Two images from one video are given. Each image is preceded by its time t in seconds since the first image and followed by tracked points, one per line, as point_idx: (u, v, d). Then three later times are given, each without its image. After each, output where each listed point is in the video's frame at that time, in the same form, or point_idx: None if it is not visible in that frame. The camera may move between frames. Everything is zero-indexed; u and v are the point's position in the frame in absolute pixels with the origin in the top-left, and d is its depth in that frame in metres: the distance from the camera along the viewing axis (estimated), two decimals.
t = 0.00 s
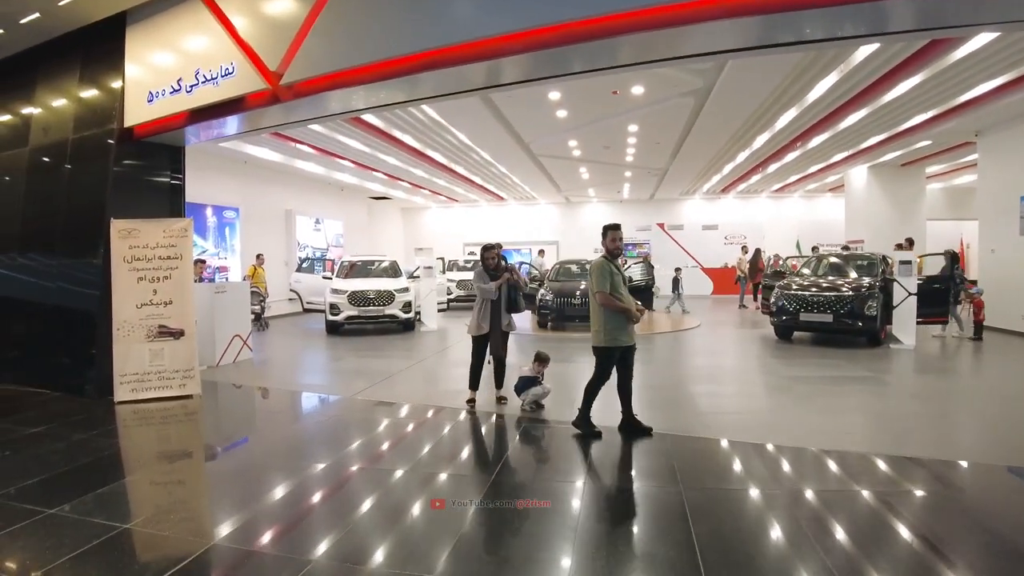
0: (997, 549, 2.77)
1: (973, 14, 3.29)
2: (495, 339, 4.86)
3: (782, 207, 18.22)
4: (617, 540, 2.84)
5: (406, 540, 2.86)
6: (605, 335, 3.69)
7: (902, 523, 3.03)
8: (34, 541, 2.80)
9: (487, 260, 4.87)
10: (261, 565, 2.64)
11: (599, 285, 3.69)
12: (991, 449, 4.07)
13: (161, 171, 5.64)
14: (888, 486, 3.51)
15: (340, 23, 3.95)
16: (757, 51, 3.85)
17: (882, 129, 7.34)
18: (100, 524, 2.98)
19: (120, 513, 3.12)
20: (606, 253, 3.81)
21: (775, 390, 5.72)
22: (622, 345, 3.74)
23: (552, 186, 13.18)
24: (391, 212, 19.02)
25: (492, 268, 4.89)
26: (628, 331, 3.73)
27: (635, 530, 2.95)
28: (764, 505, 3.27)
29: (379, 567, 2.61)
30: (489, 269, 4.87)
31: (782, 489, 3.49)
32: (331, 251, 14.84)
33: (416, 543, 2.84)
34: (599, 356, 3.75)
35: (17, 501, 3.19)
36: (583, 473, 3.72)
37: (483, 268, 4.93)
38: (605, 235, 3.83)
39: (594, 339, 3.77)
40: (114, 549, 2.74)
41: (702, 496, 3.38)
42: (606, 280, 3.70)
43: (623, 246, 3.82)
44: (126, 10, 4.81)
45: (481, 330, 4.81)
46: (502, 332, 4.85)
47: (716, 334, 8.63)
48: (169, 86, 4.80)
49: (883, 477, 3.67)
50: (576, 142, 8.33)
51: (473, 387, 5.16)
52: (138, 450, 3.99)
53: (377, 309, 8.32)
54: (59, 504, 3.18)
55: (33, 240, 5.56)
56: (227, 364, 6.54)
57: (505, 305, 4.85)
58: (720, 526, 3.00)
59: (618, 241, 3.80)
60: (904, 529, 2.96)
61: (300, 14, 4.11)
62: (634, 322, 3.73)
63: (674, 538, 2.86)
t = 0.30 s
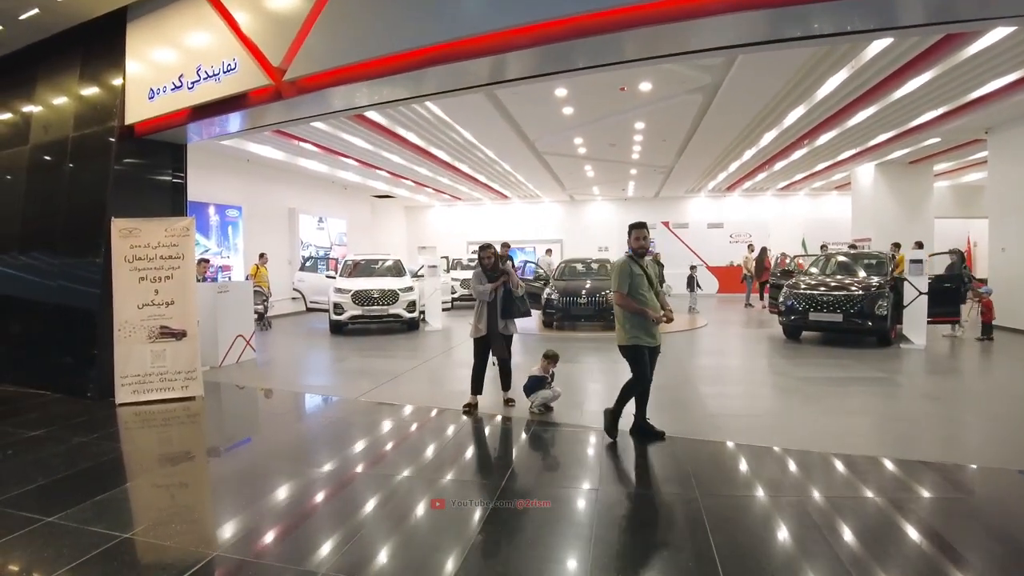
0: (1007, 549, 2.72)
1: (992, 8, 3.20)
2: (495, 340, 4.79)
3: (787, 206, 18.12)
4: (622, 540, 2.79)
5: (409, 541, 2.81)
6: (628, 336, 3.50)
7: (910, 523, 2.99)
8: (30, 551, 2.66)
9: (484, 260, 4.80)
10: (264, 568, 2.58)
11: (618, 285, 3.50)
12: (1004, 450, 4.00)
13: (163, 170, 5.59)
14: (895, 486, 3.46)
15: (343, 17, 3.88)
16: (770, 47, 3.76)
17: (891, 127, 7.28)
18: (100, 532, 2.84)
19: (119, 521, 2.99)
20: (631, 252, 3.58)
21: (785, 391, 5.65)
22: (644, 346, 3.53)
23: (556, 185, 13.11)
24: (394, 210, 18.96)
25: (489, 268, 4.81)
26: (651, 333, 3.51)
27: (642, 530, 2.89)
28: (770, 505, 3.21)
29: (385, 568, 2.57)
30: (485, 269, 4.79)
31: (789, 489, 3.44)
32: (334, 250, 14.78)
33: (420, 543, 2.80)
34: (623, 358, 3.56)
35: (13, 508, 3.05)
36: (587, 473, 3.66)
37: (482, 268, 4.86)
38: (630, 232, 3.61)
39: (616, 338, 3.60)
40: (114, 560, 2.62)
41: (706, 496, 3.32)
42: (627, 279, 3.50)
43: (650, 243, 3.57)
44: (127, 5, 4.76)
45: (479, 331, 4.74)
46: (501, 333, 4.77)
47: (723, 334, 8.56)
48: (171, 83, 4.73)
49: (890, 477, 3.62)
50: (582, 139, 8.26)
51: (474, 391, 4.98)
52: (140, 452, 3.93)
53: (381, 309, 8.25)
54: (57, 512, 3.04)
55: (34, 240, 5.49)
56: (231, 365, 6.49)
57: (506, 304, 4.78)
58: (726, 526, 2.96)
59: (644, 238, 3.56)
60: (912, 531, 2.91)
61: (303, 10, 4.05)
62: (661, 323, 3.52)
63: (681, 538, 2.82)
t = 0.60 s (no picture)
0: (1017, 552, 2.67)
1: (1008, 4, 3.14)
2: (484, 342, 4.60)
3: (791, 206, 18.09)
4: (625, 544, 2.74)
5: (411, 543, 2.77)
6: (640, 338, 3.40)
7: (917, 526, 2.94)
8: (27, 561, 2.56)
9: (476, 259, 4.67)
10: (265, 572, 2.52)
11: (632, 287, 3.38)
12: (1015, 451, 3.95)
13: (165, 170, 5.54)
14: (903, 489, 3.41)
15: (347, 13, 3.82)
16: (783, 43, 3.70)
17: (899, 126, 7.23)
18: (100, 540, 2.75)
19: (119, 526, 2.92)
20: (650, 251, 3.45)
21: (792, 391, 5.60)
22: (659, 350, 3.40)
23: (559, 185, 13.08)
24: (396, 210, 18.94)
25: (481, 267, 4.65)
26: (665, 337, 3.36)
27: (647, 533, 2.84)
28: (775, 507, 3.17)
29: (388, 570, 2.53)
30: (478, 269, 4.67)
31: (795, 491, 3.39)
32: (337, 250, 14.74)
33: (423, 544, 2.76)
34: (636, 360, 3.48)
35: (12, 514, 2.98)
36: (590, 475, 3.61)
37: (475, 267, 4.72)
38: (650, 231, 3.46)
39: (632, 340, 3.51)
40: (114, 567, 2.53)
41: (711, 498, 3.27)
42: (640, 281, 3.36)
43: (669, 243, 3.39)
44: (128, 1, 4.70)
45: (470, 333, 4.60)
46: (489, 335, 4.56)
47: (729, 335, 8.51)
48: (173, 80, 4.68)
49: (897, 479, 3.58)
50: (587, 138, 8.23)
51: (478, 394, 4.92)
52: (141, 454, 3.88)
53: (384, 309, 8.20)
54: (56, 518, 2.95)
55: (36, 239, 5.44)
56: (233, 365, 6.44)
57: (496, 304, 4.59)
58: (733, 528, 2.92)
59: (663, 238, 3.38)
60: (919, 533, 2.86)
61: (307, 7, 3.97)
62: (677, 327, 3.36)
63: (686, 540, 2.77)
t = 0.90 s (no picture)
0: None
1: None
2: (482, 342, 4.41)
3: (795, 206, 18.07)
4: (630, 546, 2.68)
5: (414, 544, 2.72)
6: (662, 341, 3.32)
7: (925, 527, 2.89)
8: (27, 567, 2.48)
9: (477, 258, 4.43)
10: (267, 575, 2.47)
11: (651, 287, 3.31)
12: None
13: (168, 168, 5.47)
14: (909, 490, 3.36)
15: (351, 8, 3.76)
16: (800, 37, 3.64)
17: (907, 124, 7.21)
18: (103, 547, 2.66)
19: (121, 531, 2.83)
20: (669, 251, 3.37)
21: (801, 391, 5.55)
22: (683, 353, 3.29)
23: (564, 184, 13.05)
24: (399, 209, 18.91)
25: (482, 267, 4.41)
26: (687, 339, 3.25)
27: (653, 535, 2.78)
28: (781, 508, 3.12)
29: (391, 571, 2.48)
30: (477, 268, 4.42)
31: (801, 492, 3.34)
32: (339, 250, 14.69)
33: (426, 545, 2.71)
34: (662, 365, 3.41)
35: (13, 520, 2.89)
36: (594, 474, 3.58)
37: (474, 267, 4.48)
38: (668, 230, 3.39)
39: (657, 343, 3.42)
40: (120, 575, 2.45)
41: (715, 497, 3.23)
42: (659, 281, 3.30)
43: (687, 240, 3.30)
44: None
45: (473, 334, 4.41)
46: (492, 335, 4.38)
47: (735, 334, 8.47)
48: (178, 75, 4.61)
49: (903, 480, 3.53)
50: (593, 136, 8.20)
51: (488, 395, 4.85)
52: (144, 455, 3.82)
53: (389, 309, 8.13)
54: (59, 524, 2.86)
55: (37, 238, 5.37)
56: (237, 366, 6.38)
57: (495, 307, 4.35)
58: (737, 527, 2.88)
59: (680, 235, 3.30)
60: (927, 535, 2.81)
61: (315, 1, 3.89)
62: (700, 327, 3.24)
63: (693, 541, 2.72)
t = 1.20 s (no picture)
0: None
1: None
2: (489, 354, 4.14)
3: (800, 206, 18.05)
4: (637, 550, 2.65)
5: (421, 549, 2.68)
6: (686, 347, 3.27)
7: (932, 531, 2.85)
8: None
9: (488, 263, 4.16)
10: None
11: (673, 291, 3.28)
12: None
13: (172, 167, 5.39)
14: (914, 493, 3.31)
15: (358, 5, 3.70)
16: (821, 36, 3.56)
17: (916, 125, 7.20)
18: (113, 561, 2.55)
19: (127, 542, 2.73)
20: (692, 253, 3.33)
21: (810, 394, 5.51)
22: (709, 358, 3.23)
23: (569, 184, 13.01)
24: (402, 209, 18.85)
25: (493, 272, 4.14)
26: (712, 343, 3.19)
27: (661, 539, 2.75)
28: (787, 511, 3.06)
29: None
30: (489, 273, 4.16)
31: (805, 494, 3.29)
32: (342, 249, 14.62)
33: (432, 549, 2.68)
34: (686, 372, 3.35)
35: (18, 531, 2.79)
36: (601, 475, 3.55)
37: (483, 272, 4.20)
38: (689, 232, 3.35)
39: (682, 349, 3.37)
40: None
41: (722, 499, 3.20)
42: (680, 284, 3.26)
43: (709, 242, 3.26)
44: None
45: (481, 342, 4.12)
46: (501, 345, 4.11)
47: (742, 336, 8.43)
48: (184, 71, 4.54)
49: (908, 483, 3.49)
50: (600, 136, 8.16)
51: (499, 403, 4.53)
52: (150, 460, 3.75)
53: (394, 309, 8.08)
54: (66, 537, 2.76)
55: (39, 237, 5.29)
56: (242, 367, 6.31)
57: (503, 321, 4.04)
58: (740, 527, 2.87)
59: (702, 237, 3.26)
60: (934, 538, 2.77)
61: None
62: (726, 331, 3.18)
63: (702, 546, 2.69)
